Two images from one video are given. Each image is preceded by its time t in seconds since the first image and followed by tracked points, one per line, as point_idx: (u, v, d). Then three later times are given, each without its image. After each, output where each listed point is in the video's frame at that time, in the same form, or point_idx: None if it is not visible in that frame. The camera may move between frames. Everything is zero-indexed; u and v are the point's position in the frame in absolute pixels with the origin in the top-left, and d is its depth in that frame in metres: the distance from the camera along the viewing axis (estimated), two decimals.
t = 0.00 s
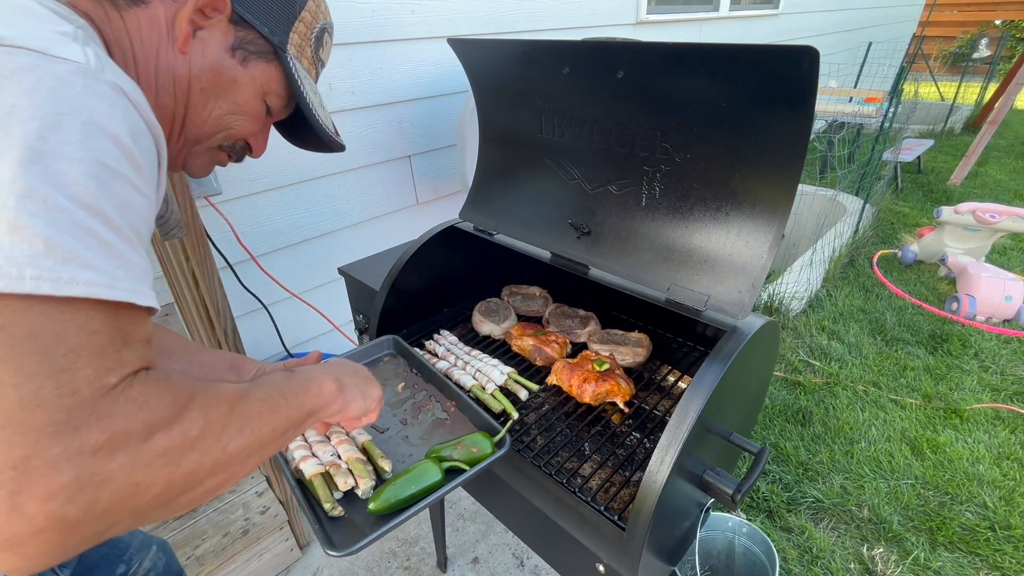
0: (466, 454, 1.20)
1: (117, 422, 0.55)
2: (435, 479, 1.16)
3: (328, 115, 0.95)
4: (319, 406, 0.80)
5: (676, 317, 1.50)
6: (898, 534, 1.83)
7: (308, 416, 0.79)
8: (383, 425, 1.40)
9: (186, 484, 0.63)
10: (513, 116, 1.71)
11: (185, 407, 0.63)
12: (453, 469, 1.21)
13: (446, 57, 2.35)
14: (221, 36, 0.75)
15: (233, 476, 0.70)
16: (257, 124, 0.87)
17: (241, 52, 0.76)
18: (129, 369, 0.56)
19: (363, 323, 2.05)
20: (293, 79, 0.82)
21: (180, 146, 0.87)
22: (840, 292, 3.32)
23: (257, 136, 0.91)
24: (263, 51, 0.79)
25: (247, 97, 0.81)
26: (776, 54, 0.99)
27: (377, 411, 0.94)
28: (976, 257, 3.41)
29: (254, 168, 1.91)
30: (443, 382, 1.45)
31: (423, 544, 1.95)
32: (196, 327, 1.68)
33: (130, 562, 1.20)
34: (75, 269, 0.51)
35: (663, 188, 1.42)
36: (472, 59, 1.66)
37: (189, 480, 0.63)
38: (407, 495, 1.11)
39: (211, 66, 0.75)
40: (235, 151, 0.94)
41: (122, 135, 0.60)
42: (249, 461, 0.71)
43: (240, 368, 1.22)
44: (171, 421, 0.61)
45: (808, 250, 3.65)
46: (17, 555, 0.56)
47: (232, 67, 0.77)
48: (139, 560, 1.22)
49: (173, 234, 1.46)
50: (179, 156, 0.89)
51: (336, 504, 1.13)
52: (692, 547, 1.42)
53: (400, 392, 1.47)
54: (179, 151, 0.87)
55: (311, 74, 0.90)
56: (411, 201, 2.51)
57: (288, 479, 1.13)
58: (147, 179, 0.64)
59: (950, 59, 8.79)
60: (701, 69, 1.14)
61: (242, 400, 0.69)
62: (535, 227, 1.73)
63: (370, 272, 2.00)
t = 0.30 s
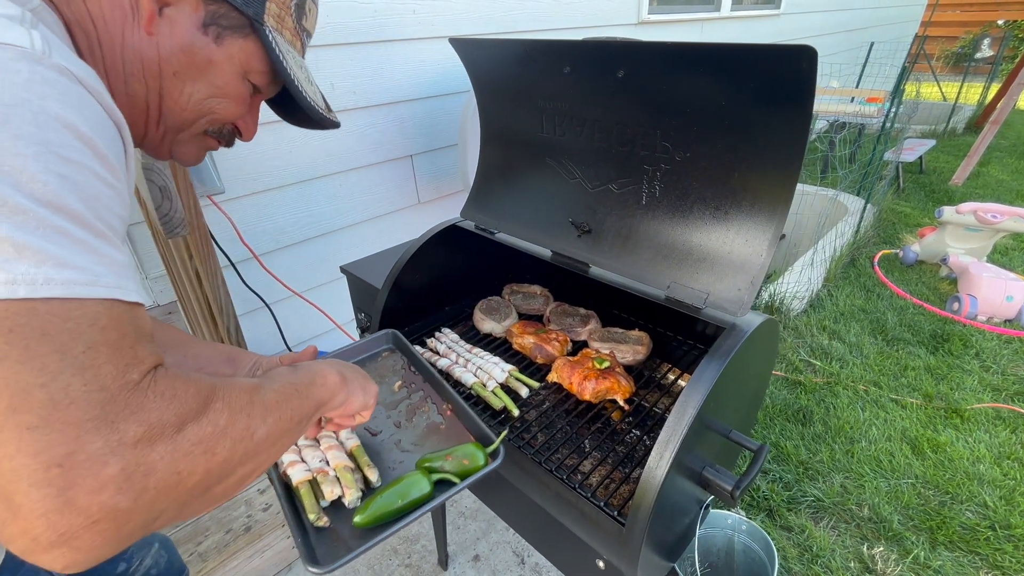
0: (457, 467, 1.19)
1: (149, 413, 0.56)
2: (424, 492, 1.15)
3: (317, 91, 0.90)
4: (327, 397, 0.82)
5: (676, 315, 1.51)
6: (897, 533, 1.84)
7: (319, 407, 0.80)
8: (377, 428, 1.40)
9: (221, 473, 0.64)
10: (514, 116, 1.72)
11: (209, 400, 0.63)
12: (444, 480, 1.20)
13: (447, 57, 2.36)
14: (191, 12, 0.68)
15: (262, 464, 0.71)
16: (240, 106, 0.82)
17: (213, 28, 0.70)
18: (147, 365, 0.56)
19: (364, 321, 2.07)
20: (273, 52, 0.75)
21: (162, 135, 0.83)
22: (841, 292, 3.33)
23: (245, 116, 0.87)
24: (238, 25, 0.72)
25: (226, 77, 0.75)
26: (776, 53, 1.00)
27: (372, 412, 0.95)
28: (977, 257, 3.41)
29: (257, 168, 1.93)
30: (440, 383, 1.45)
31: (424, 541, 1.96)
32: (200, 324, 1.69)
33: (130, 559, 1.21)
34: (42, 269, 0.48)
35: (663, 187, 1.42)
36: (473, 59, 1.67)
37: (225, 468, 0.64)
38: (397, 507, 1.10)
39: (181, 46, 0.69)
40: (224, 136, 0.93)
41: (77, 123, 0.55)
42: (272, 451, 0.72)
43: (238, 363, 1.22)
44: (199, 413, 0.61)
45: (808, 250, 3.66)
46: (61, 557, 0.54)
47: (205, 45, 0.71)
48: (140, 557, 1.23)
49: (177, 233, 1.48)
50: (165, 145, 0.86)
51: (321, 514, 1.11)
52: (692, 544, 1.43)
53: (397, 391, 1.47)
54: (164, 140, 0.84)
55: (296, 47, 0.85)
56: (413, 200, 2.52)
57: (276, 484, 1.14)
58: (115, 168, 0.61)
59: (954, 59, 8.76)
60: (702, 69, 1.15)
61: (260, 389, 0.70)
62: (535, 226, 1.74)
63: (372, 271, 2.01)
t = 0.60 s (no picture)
0: (431, 495, 1.18)
1: (179, 393, 0.55)
2: (395, 519, 1.14)
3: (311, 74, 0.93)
4: (325, 392, 0.84)
5: (673, 314, 1.52)
6: (895, 532, 1.84)
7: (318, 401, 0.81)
8: (359, 445, 1.40)
9: (245, 454, 0.64)
10: (514, 115, 1.72)
11: (227, 386, 0.63)
12: (417, 509, 1.19)
13: (447, 57, 2.37)
14: (175, 5, 0.69)
15: (275, 451, 0.71)
16: (234, 99, 0.82)
17: (199, 19, 0.70)
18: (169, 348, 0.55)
19: (364, 320, 2.07)
20: (263, 41, 0.76)
21: (160, 133, 0.85)
22: (839, 292, 3.33)
23: (240, 106, 0.87)
24: (223, 14, 0.72)
25: (217, 69, 0.76)
26: (767, 53, 1.01)
27: (358, 419, 0.98)
28: (975, 257, 3.42)
29: (258, 166, 1.94)
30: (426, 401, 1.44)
31: (423, 540, 1.97)
32: (200, 323, 1.70)
33: (129, 558, 1.22)
34: (47, 255, 0.46)
35: (660, 187, 1.43)
36: (471, 59, 1.68)
37: (248, 448, 0.64)
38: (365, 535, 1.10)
39: (169, 41, 0.70)
40: (224, 130, 0.93)
41: (69, 119, 0.54)
42: (285, 438, 0.72)
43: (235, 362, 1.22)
44: (219, 395, 0.61)
45: (807, 250, 3.66)
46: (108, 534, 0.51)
47: (193, 38, 0.71)
48: (139, 555, 1.24)
49: (177, 232, 1.48)
50: (163, 142, 0.88)
51: (286, 534, 1.11)
52: (689, 542, 1.44)
53: (383, 408, 1.47)
54: (160, 137, 0.86)
55: (284, 32, 0.88)
56: (413, 199, 2.53)
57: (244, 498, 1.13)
58: (112, 167, 0.60)
59: (953, 59, 8.77)
60: (699, 68, 1.16)
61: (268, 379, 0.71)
62: (535, 225, 1.75)
63: (371, 270, 2.02)
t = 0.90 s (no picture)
0: (443, 485, 1.19)
1: (190, 367, 0.55)
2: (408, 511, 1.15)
3: (305, 57, 0.95)
4: (323, 391, 0.84)
5: (670, 313, 1.53)
6: (891, 529, 1.85)
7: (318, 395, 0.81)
8: (368, 438, 1.40)
9: (251, 435, 0.63)
10: (510, 114, 1.73)
11: (234, 366, 0.63)
12: (429, 500, 1.20)
13: (444, 57, 2.38)
14: None
15: (281, 438, 0.70)
16: (233, 85, 0.81)
17: (192, 7, 0.70)
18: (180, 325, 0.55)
19: (362, 319, 2.08)
20: (255, 23, 0.75)
21: (160, 121, 0.84)
22: (837, 291, 3.35)
23: (239, 94, 0.86)
24: None
25: (215, 57, 0.75)
26: (760, 52, 1.01)
27: (361, 414, 0.99)
28: (972, 256, 3.43)
29: (256, 166, 1.94)
30: (431, 395, 1.45)
31: (421, 538, 1.97)
32: (198, 323, 1.70)
33: (128, 552, 1.24)
34: (49, 234, 0.47)
35: (655, 185, 1.44)
36: (468, 58, 1.69)
37: (255, 429, 0.64)
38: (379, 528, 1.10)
39: (166, 31, 0.70)
40: (222, 116, 0.92)
41: (69, 105, 0.55)
42: (290, 425, 0.71)
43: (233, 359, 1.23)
44: (227, 373, 0.61)
45: (805, 250, 3.68)
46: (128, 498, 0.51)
47: (188, 27, 0.71)
48: (138, 551, 1.25)
49: (176, 231, 1.48)
50: (163, 133, 0.88)
51: (306, 525, 1.13)
52: (685, 539, 1.45)
53: (389, 402, 1.48)
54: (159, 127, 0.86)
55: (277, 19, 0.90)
56: (410, 199, 2.53)
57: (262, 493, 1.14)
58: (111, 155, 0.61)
59: (951, 59, 8.80)
60: (692, 67, 1.17)
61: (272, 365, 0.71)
62: (533, 225, 1.75)
63: (369, 269, 2.03)
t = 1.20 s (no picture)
0: (449, 462, 1.21)
1: (216, 338, 0.56)
2: (420, 486, 1.16)
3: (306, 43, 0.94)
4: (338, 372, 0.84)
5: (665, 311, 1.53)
6: (888, 527, 1.86)
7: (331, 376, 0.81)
8: (373, 422, 1.41)
9: (273, 407, 0.64)
10: (506, 112, 1.73)
11: (255, 337, 0.64)
12: (437, 476, 1.22)
13: (441, 56, 2.38)
14: None
15: (299, 412, 0.71)
16: (242, 74, 0.80)
17: None
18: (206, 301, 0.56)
19: (359, 318, 2.08)
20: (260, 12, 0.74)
21: (171, 113, 0.82)
22: (834, 290, 3.35)
23: (245, 81, 0.85)
24: None
25: (223, 48, 0.74)
26: (754, 50, 1.01)
27: (362, 400, 0.97)
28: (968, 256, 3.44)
29: (253, 165, 1.94)
30: (434, 380, 1.45)
31: (418, 538, 1.97)
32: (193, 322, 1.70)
33: (128, 549, 1.22)
34: (82, 212, 0.48)
35: (651, 183, 1.44)
36: (464, 56, 1.68)
37: (276, 400, 0.65)
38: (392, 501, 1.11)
39: (176, 22, 0.68)
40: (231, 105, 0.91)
41: (97, 94, 0.55)
42: (307, 400, 0.72)
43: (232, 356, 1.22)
44: (248, 345, 0.61)
45: (802, 249, 3.68)
46: (164, 458, 0.52)
47: (198, 18, 0.70)
48: (138, 547, 1.23)
49: (171, 229, 1.47)
50: (175, 124, 0.86)
51: (316, 502, 1.14)
52: (681, 537, 1.45)
53: (392, 389, 1.49)
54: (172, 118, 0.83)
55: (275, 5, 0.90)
56: (408, 198, 2.53)
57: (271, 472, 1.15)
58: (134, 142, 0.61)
59: (947, 59, 8.81)
60: (687, 65, 1.17)
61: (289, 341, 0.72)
62: (530, 224, 1.75)
63: (366, 268, 2.02)
